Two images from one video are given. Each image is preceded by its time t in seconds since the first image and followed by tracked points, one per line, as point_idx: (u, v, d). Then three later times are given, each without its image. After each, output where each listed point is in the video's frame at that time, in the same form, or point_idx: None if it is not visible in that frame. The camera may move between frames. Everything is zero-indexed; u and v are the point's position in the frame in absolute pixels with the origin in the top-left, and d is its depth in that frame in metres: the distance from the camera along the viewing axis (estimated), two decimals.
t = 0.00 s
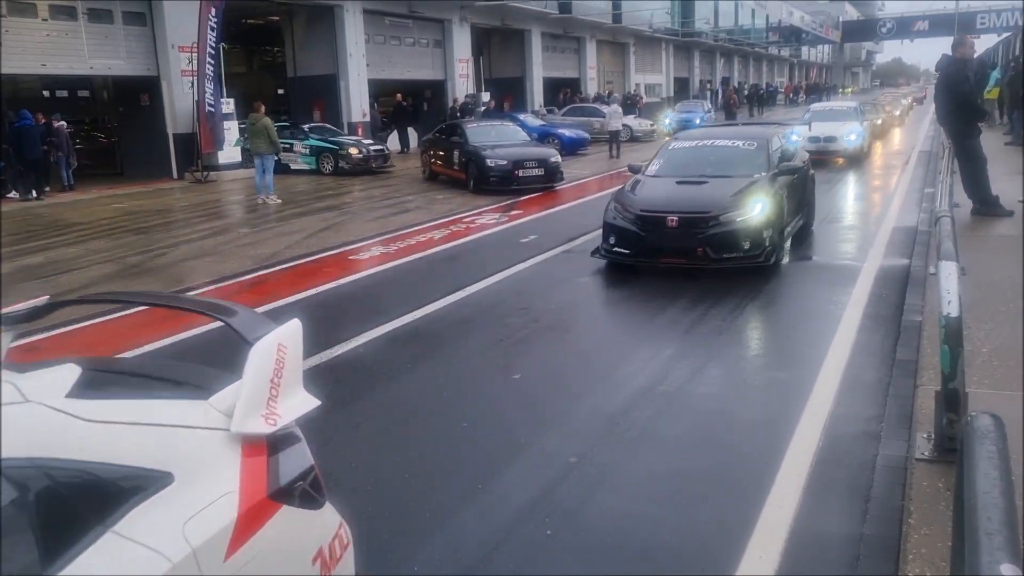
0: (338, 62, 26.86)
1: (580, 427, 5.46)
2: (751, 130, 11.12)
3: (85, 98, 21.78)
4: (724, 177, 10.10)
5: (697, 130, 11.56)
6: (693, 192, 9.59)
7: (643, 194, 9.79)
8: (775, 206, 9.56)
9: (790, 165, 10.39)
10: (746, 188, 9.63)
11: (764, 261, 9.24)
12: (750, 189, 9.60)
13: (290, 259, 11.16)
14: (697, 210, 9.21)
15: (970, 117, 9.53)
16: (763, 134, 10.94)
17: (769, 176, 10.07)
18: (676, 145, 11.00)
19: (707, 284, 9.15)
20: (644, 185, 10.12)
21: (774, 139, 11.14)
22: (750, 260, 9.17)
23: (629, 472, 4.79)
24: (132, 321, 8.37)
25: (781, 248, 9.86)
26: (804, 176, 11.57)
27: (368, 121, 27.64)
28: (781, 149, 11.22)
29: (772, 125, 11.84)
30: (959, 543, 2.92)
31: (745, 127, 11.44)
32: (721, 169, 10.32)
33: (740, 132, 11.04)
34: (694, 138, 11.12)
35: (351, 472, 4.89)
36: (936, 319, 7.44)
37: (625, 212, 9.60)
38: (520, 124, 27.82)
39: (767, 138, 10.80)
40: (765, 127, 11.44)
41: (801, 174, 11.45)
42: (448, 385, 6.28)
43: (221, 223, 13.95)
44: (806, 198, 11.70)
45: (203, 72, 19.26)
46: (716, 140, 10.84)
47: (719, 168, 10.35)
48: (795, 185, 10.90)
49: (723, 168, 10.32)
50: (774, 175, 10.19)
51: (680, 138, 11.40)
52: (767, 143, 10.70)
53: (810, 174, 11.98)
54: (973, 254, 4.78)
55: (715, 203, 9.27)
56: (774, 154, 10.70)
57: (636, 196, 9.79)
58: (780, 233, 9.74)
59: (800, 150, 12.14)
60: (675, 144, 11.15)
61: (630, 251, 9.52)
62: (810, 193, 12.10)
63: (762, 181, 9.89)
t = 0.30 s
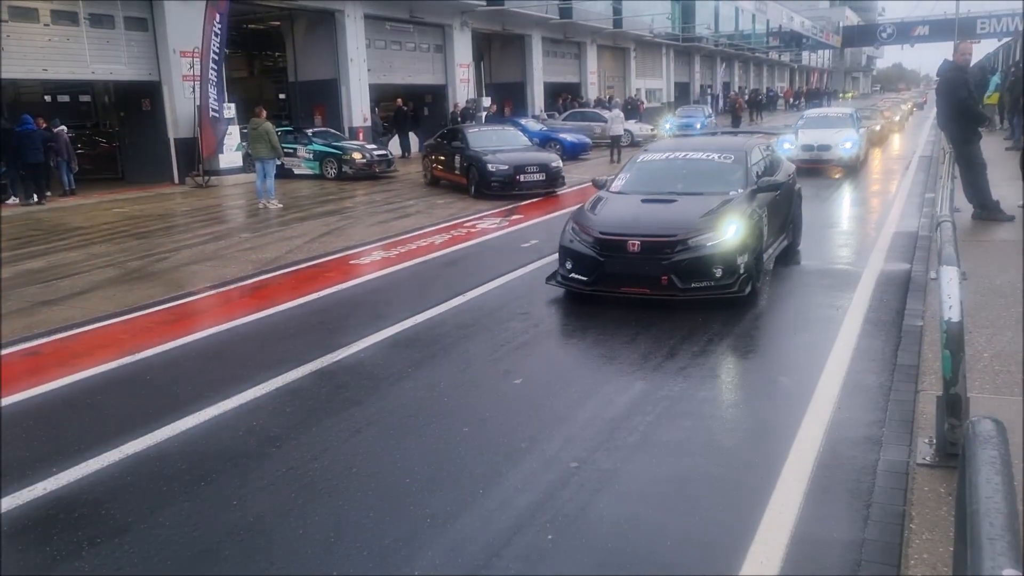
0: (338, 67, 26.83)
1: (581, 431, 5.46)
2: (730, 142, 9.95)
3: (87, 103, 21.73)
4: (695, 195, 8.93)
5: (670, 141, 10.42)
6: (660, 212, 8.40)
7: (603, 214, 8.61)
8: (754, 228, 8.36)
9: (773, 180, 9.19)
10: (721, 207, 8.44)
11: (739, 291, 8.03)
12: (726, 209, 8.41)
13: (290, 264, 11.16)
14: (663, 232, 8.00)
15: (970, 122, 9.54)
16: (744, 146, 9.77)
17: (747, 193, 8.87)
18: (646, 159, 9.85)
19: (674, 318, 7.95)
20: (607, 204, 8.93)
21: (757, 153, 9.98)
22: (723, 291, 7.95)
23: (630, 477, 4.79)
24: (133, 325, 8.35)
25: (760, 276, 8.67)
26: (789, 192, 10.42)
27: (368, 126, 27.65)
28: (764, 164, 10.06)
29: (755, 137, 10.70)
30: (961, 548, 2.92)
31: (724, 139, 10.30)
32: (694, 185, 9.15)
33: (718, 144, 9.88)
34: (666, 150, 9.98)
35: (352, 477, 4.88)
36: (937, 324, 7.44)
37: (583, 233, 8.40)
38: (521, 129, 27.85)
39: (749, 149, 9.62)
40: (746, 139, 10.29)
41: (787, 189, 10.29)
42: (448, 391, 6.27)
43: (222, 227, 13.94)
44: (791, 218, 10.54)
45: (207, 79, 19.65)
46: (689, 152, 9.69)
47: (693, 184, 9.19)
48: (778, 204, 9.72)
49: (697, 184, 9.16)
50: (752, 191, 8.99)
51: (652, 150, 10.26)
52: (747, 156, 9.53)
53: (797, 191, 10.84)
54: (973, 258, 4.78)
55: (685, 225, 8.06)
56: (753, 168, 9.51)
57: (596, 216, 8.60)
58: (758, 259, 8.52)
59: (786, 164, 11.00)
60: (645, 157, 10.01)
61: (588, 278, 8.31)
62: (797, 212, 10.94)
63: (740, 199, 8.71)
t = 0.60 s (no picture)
0: (338, 71, 26.85)
1: (581, 435, 5.45)
2: (699, 155, 8.91)
3: (86, 106, 21.79)
4: (655, 217, 7.90)
5: (634, 153, 9.39)
6: (613, 237, 7.38)
7: (550, 238, 7.57)
8: (719, 256, 7.32)
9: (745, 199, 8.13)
10: (683, 231, 7.42)
11: (702, 329, 7.00)
12: (690, 233, 7.39)
13: (291, 267, 11.16)
14: (613, 262, 6.96)
15: (971, 127, 9.53)
16: (714, 160, 8.74)
17: (714, 215, 7.81)
18: (605, 173, 8.83)
19: (626, 361, 6.93)
20: (556, 226, 7.91)
21: (730, 167, 8.96)
22: (682, 329, 6.91)
23: (630, 480, 4.79)
24: (131, 328, 8.35)
25: (727, 308, 7.64)
26: (767, 209, 9.39)
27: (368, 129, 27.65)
28: (736, 179, 9.02)
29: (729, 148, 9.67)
30: (961, 553, 2.91)
31: (694, 150, 9.27)
32: (656, 205, 8.13)
33: (685, 157, 8.85)
34: (626, 163, 8.95)
35: (352, 480, 4.88)
36: (937, 328, 7.44)
37: (525, 262, 7.36)
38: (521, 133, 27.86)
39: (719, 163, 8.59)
40: (718, 151, 9.26)
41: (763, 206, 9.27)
42: (448, 394, 6.27)
43: (222, 231, 13.94)
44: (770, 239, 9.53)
45: (207, 82, 19.70)
46: (651, 166, 8.67)
47: (654, 203, 8.17)
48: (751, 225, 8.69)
49: (658, 203, 8.14)
50: (721, 211, 7.94)
51: (612, 163, 9.22)
52: (716, 172, 8.49)
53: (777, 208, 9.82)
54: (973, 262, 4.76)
55: (639, 253, 7.03)
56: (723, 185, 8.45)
57: (541, 241, 7.57)
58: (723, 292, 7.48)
59: (764, 177, 9.95)
60: (603, 172, 8.98)
61: (530, 313, 7.27)
62: (778, 230, 9.93)
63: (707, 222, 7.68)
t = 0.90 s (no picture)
0: (339, 74, 26.87)
1: (581, 438, 5.44)
2: (663, 166, 7.82)
3: (87, 110, 21.80)
4: (607, 240, 6.78)
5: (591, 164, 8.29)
6: (556, 264, 6.26)
7: (481, 267, 6.42)
8: (678, 288, 6.23)
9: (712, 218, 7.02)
10: (637, 257, 6.33)
11: (656, 376, 5.91)
12: (645, 259, 6.30)
13: (291, 270, 11.16)
14: (551, 295, 5.84)
15: (970, 130, 9.52)
16: (680, 171, 7.66)
17: (674, 239, 6.71)
18: (556, 187, 7.72)
19: (566, 414, 5.83)
20: (493, 250, 6.79)
21: (699, 180, 7.86)
22: (631, 377, 5.81)
23: (630, 484, 4.78)
24: (130, 332, 8.34)
25: (690, 346, 6.58)
26: (742, 227, 8.29)
27: (369, 132, 27.66)
28: (706, 193, 7.91)
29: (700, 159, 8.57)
30: (960, 556, 2.91)
31: (658, 160, 8.16)
32: (609, 228, 7.02)
33: (646, 169, 7.73)
34: (579, 175, 7.84)
35: (352, 483, 4.88)
36: (937, 331, 7.44)
37: (452, 295, 6.23)
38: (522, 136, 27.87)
39: (684, 176, 7.51)
40: (685, 161, 8.15)
41: (737, 224, 8.18)
42: (447, 397, 6.27)
43: (222, 234, 13.93)
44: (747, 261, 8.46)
45: (208, 85, 19.69)
46: (606, 180, 7.57)
47: (607, 223, 7.08)
48: (721, 247, 7.61)
49: (612, 224, 7.06)
50: (683, 232, 6.84)
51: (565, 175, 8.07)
52: (682, 186, 7.39)
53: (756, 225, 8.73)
54: (973, 265, 4.75)
55: (583, 285, 5.91)
56: (688, 201, 7.35)
57: (472, 269, 6.44)
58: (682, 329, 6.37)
59: (740, 189, 8.86)
60: (554, 186, 7.83)
61: (456, 355, 6.13)
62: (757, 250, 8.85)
63: (667, 246, 6.60)
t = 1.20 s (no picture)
0: (341, 76, 26.88)
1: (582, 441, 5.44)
2: (616, 182, 6.76)
3: (88, 112, 21.82)
4: (544, 272, 5.72)
5: (534, 178, 7.20)
6: (474, 302, 5.19)
7: (389, 306, 5.30)
8: (622, 332, 5.17)
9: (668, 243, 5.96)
10: (576, 293, 5.27)
11: (591, 443, 4.82)
12: (586, 295, 5.26)
13: (292, 272, 11.17)
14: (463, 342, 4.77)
15: (971, 132, 9.51)
16: (636, 188, 6.60)
17: (621, 269, 5.70)
18: (489, 207, 6.64)
19: (483, 488, 4.77)
20: (408, 283, 5.71)
21: (658, 199, 6.79)
22: (562, 441, 4.75)
23: (632, 486, 4.77)
24: (132, 334, 8.34)
25: (639, 399, 5.53)
26: (711, 251, 7.24)
27: (370, 134, 27.65)
28: (666, 214, 6.85)
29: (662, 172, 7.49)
30: (962, 557, 2.90)
31: (612, 175, 7.09)
32: (550, 255, 5.96)
33: (596, 185, 6.69)
34: (519, 192, 6.76)
35: (353, 485, 4.87)
36: (939, 332, 7.44)
37: (353, 338, 5.13)
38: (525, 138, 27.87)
39: (641, 193, 6.46)
40: (644, 175, 7.08)
41: (706, 248, 7.14)
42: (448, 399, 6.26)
43: (222, 236, 13.94)
44: (718, 289, 7.42)
45: (209, 87, 19.71)
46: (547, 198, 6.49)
47: (547, 250, 6.02)
48: (683, 277, 6.55)
49: (553, 251, 6.00)
50: (633, 261, 5.85)
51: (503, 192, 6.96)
52: (636, 206, 6.34)
53: (727, 249, 7.66)
54: (974, 267, 4.75)
55: (505, 329, 4.85)
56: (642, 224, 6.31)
57: (377, 308, 5.35)
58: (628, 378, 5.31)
59: (710, 207, 7.79)
60: (489, 206, 6.72)
61: (354, 413, 5.01)
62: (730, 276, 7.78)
63: (612, 279, 5.55)
